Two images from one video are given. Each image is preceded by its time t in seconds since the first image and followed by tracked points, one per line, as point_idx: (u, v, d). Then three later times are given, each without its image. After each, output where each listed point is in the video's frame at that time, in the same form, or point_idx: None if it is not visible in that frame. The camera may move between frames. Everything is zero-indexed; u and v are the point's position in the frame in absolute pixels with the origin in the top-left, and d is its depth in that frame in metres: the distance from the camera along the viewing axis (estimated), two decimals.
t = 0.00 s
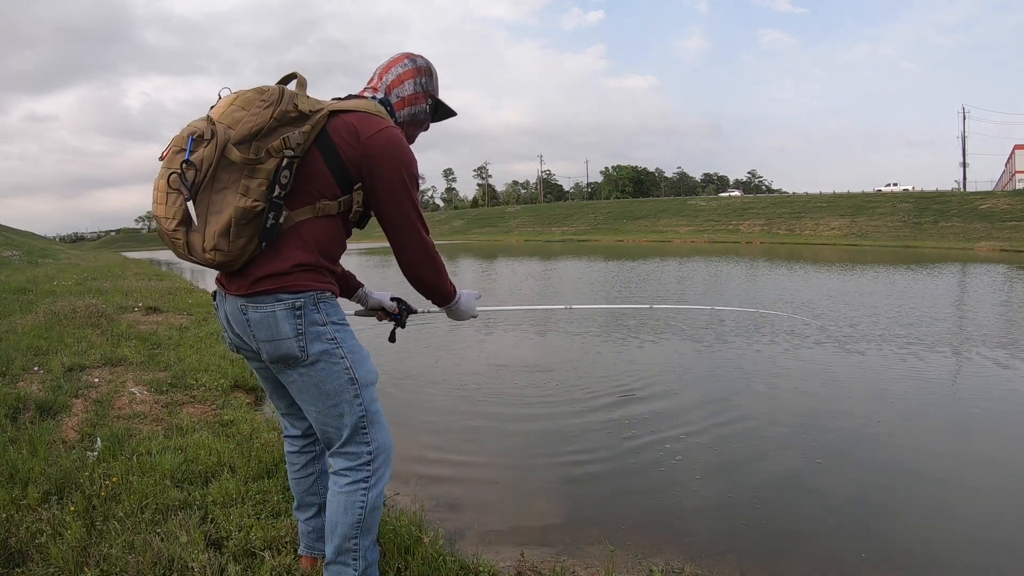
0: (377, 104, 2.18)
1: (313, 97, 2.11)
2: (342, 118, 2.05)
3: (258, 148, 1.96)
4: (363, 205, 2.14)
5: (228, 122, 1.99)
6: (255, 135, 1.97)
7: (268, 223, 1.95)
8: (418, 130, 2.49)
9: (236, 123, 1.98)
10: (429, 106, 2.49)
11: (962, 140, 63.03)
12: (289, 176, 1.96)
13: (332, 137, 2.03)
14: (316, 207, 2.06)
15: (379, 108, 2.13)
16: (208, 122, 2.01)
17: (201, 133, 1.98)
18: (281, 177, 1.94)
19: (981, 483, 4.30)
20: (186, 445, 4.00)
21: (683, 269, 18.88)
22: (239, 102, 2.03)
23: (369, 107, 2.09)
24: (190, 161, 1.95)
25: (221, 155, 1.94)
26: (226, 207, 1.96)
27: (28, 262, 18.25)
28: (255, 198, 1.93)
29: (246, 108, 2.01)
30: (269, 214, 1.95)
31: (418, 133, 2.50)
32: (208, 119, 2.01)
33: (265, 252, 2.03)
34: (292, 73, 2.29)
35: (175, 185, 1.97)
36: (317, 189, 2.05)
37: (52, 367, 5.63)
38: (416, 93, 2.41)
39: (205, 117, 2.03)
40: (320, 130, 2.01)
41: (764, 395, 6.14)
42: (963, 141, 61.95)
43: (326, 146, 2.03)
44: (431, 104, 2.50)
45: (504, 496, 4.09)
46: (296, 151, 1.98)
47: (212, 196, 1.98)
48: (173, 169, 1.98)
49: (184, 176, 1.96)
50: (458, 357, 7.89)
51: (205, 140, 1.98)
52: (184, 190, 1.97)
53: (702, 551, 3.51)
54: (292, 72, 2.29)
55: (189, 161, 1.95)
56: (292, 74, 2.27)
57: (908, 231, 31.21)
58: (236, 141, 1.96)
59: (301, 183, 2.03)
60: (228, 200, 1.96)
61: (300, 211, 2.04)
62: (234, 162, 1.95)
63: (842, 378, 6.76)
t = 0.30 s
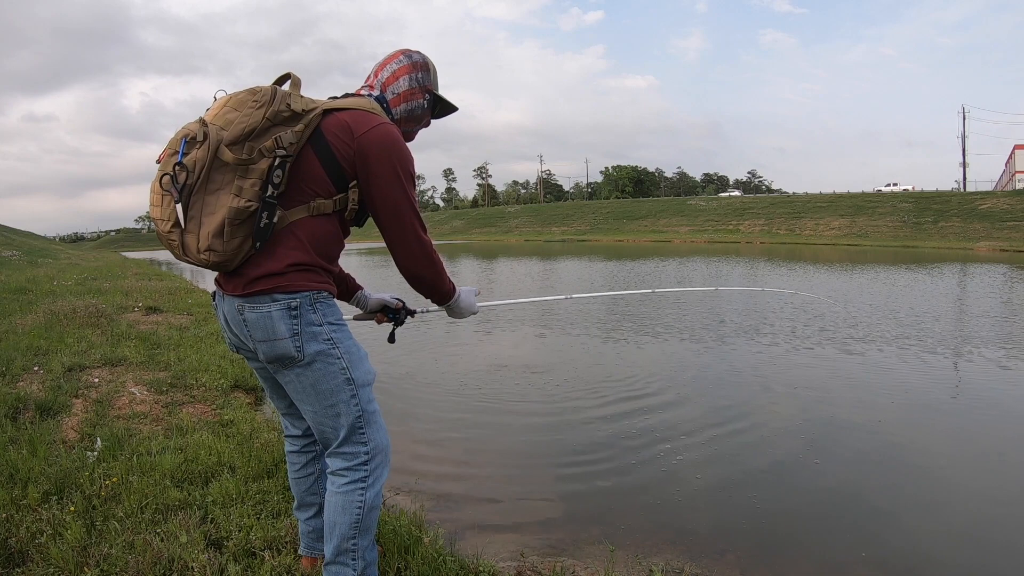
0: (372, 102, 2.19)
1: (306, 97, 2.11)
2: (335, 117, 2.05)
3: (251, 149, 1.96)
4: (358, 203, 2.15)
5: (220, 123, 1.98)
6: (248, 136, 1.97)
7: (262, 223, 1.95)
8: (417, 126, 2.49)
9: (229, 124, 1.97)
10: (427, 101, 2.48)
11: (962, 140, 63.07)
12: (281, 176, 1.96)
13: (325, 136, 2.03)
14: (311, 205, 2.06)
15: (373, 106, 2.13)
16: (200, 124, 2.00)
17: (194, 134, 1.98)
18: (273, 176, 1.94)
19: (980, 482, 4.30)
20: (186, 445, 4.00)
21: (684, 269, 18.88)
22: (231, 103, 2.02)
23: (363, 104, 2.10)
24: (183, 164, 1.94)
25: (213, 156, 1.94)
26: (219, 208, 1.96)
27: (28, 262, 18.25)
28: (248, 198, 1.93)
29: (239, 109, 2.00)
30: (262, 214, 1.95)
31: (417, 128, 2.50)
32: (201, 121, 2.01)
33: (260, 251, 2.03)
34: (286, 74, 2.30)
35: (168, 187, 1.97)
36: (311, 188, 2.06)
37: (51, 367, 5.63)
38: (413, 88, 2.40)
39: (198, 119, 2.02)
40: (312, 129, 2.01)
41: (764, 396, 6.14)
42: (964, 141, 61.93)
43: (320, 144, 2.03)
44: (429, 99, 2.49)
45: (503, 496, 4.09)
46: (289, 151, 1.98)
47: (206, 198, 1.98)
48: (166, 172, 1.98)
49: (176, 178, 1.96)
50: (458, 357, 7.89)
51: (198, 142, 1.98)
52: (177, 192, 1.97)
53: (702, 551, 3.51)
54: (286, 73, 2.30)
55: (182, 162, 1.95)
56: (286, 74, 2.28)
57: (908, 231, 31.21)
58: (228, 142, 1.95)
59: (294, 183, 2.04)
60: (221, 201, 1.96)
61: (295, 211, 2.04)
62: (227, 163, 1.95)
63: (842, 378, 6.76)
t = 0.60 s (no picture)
0: (371, 101, 2.19)
1: (303, 96, 2.10)
2: (333, 116, 2.05)
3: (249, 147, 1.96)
4: (357, 201, 2.14)
5: (218, 122, 1.98)
6: (246, 135, 1.96)
7: (260, 222, 1.95)
8: (417, 123, 2.48)
9: (227, 123, 1.97)
10: (426, 98, 2.47)
11: (963, 140, 63.02)
12: (279, 174, 1.95)
13: (324, 136, 2.03)
14: (309, 204, 2.06)
15: (371, 105, 2.13)
16: (198, 123, 2.00)
17: (192, 133, 1.98)
18: (272, 175, 1.95)
19: (981, 482, 4.30)
20: (186, 445, 4.00)
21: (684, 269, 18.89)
22: (230, 103, 2.02)
23: (361, 103, 2.10)
24: (182, 163, 1.94)
25: (210, 155, 1.94)
26: (218, 207, 1.96)
27: (29, 262, 18.25)
28: (246, 196, 1.93)
29: (237, 108, 2.00)
30: (260, 213, 1.95)
31: (418, 125, 2.50)
32: (199, 120, 2.01)
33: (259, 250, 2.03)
34: (285, 74, 2.30)
35: (166, 187, 1.97)
36: (309, 187, 2.06)
37: (52, 367, 5.63)
38: (410, 85, 2.39)
39: (197, 118, 2.02)
40: (309, 128, 2.01)
41: (764, 396, 6.14)
42: (964, 141, 61.94)
43: (318, 143, 2.03)
44: (428, 95, 2.47)
45: (504, 496, 4.09)
46: (287, 150, 1.98)
47: (204, 197, 1.98)
48: (165, 171, 1.98)
49: (174, 177, 1.96)
50: (459, 357, 7.90)
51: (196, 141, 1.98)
52: (175, 191, 1.97)
53: (702, 551, 3.51)
54: (285, 72, 2.29)
55: (180, 162, 1.95)
56: (285, 74, 2.28)
57: (908, 232, 31.20)
58: (226, 142, 1.95)
59: (292, 181, 2.04)
60: (219, 200, 1.96)
61: (294, 209, 2.04)
62: (225, 162, 1.95)
63: (842, 378, 6.77)
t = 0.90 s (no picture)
0: (367, 97, 2.20)
1: (302, 96, 2.10)
2: (332, 113, 2.05)
3: (250, 148, 1.96)
4: (360, 197, 2.14)
5: (218, 124, 1.98)
6: (248, 135, 1.96)
7: (265, 222, 1.95)
8: (411, 113, 2.47)
9: (228, 125, 1.97)
10: (418, 86, 2.45)
11: (963, 140, 63.02)
12: (281, 174, 1.95)
13: (323, 133, 2.03)
14: (312, 203, 2.06)
15: (368, 102, 2.14)
16: (198, 126, 2.00)
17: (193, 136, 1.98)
18: (275, 175, 1.95)
19: (981, 483, 4.30)
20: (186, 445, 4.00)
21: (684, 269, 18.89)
22: (229, 104, 2.03)
23: (358, 99, 2.10)
24: (184, 166, 1.94)
25: (212, 158, 1.94)
26: (222, 209, 1.96)
27: (29, 262, 18.26)
28: (250, 198, 1.93)
29: (237, 109, 2.00)
30: (265, 213, 1.95)
31: (413, 115, 2.49)
32: (199, 123, 2.01)
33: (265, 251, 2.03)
34: (281, 73, 2.29)
35: (169, 191, 1.97)
36: (312, 186, 2.06)
37: (52, 367, 5.64)
38: (398, 76, 2.39)
39: (196, 121, 2.02)
40: (310, 127, 2.01)
41: (764, 396, 6.13)
42: (964, 141, 61.91)
43: (319, 141, 2.03)
44: (420, 84, 2.46)
45: (504, 496, 4.09)
46: (288, 150, 1.97)
47: (207, 200, 1.98)
48: (167, 175, 1.98)
49: (177, 180, 1.96)
50: (459, 357, 7.90)
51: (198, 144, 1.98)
52: (178, 195, 1.97)
53: (702, 551, 3.51)
54: (281, 72, 2.29)
55: (182, 165, 1.95)
56: (281, 74, 2.27)
57: (908, 232, 31.20)
58: (227, 143, 1.95)
59: (295, 180, 2.04)
60: (223, 202, 1.96)
61: (297, 209, 2.04)
62: (227, 163, 1.95)
63: (842, 377, 6.77)
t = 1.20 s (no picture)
0: (365, 96, 2.20)
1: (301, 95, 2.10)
2: (331, 112, 2.05)
3: (253, 149, 1.96)
4: (361, 195, 2.14)
5: (220, 124, 1.98)
6: (249, 135, 1.96)
7: (269, 221, 1.95)
8: (407, 113, 2.48)
9: (230, 125, 1.97)
10: (414, 88, 2.46)
11: (964, 140, 62.92)
12: (284, 173, 1.96)
13: (324, 131, 2.04)
14: (314, 201, 2.06)
15: (367, 100, 2.14)
16: (200, 127, 2.00)
17: (195, 137, 1.98)
18: (278, 175, 1.95)
19: (981, 482, 4.30)
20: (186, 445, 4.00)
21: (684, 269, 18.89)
22: (230, 104, 2.03)
23: (357, 97, 2.10)
24: (187, 167, 1.94)
25: (214, 158, 1.93)
26: (226, 210, 1.95)
27: (28, 262, 18.27)
28: (254, 197, 1.93)
29: (238, 109, 2.00)
30: (269, 212, 1.94)
31: (408, 116, 2.50)
32: (200, 124, 2.01)
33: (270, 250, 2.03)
34: (280, 74, 2.29)
35: (172, 192, 1.96)
36: (314, 184, 2.06)
37: (52, 367, 5.63)
38: (397, 77, 2.39)
39: (197, 123, 2.02)
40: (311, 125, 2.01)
41: (764, 396, 6.13)
42: (964, 141, 62.00)
43: (319, 139, 2.03)
44: (416, 85, 2.47)
45: (504, 496, 4.09)
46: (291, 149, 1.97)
47: (211, 201, 1.97)
48: (169, 176, 1.98)
49: (180, 181, 1.95)
50: (459, 357, 7.90)
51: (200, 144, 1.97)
52: (181, 196, 1.96)
53: (702, 551, 3.50)
54: (280, 72, 2.29)
55: (185, 166, 1.94)
56: (280, 74, 2.27)
57: (908, 232, 31.19)
58: (229, 144, 1.95)
59: (297, 179, 2.04)
60: (227, 202, 1.95)
61: (300, 208, 2.04)
62: (230, 163, 1.95)
63: (842, 377, 6.77)
